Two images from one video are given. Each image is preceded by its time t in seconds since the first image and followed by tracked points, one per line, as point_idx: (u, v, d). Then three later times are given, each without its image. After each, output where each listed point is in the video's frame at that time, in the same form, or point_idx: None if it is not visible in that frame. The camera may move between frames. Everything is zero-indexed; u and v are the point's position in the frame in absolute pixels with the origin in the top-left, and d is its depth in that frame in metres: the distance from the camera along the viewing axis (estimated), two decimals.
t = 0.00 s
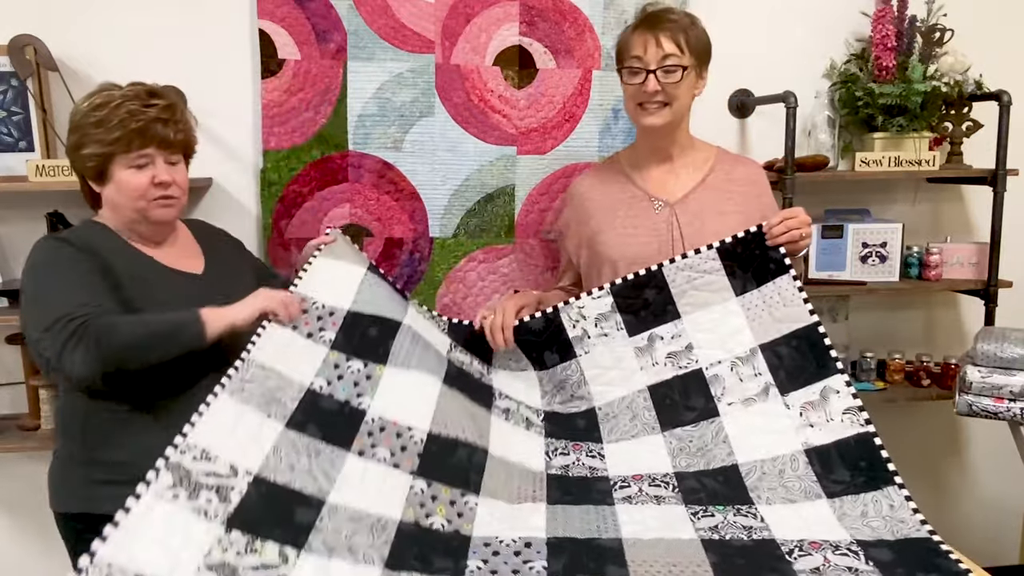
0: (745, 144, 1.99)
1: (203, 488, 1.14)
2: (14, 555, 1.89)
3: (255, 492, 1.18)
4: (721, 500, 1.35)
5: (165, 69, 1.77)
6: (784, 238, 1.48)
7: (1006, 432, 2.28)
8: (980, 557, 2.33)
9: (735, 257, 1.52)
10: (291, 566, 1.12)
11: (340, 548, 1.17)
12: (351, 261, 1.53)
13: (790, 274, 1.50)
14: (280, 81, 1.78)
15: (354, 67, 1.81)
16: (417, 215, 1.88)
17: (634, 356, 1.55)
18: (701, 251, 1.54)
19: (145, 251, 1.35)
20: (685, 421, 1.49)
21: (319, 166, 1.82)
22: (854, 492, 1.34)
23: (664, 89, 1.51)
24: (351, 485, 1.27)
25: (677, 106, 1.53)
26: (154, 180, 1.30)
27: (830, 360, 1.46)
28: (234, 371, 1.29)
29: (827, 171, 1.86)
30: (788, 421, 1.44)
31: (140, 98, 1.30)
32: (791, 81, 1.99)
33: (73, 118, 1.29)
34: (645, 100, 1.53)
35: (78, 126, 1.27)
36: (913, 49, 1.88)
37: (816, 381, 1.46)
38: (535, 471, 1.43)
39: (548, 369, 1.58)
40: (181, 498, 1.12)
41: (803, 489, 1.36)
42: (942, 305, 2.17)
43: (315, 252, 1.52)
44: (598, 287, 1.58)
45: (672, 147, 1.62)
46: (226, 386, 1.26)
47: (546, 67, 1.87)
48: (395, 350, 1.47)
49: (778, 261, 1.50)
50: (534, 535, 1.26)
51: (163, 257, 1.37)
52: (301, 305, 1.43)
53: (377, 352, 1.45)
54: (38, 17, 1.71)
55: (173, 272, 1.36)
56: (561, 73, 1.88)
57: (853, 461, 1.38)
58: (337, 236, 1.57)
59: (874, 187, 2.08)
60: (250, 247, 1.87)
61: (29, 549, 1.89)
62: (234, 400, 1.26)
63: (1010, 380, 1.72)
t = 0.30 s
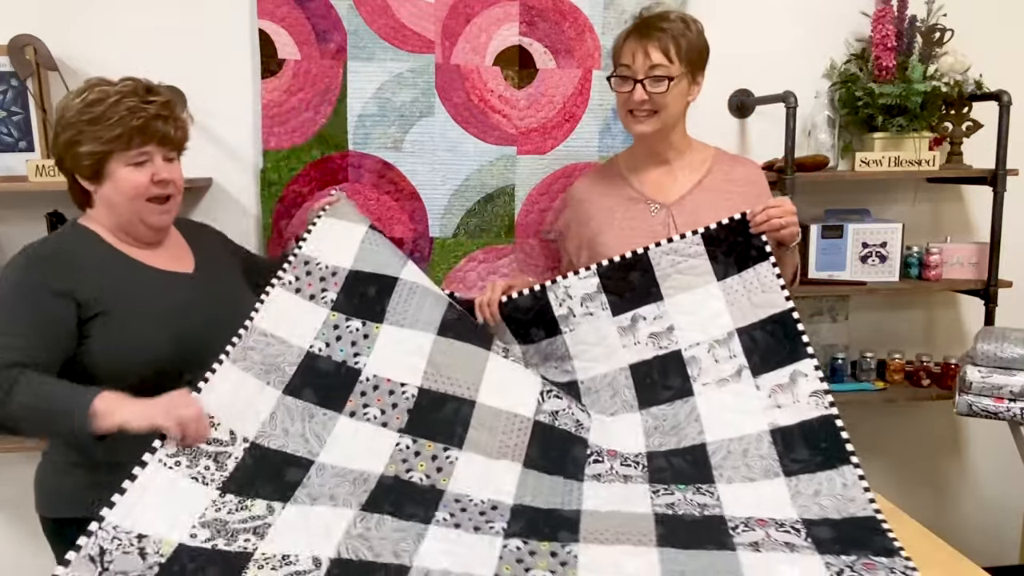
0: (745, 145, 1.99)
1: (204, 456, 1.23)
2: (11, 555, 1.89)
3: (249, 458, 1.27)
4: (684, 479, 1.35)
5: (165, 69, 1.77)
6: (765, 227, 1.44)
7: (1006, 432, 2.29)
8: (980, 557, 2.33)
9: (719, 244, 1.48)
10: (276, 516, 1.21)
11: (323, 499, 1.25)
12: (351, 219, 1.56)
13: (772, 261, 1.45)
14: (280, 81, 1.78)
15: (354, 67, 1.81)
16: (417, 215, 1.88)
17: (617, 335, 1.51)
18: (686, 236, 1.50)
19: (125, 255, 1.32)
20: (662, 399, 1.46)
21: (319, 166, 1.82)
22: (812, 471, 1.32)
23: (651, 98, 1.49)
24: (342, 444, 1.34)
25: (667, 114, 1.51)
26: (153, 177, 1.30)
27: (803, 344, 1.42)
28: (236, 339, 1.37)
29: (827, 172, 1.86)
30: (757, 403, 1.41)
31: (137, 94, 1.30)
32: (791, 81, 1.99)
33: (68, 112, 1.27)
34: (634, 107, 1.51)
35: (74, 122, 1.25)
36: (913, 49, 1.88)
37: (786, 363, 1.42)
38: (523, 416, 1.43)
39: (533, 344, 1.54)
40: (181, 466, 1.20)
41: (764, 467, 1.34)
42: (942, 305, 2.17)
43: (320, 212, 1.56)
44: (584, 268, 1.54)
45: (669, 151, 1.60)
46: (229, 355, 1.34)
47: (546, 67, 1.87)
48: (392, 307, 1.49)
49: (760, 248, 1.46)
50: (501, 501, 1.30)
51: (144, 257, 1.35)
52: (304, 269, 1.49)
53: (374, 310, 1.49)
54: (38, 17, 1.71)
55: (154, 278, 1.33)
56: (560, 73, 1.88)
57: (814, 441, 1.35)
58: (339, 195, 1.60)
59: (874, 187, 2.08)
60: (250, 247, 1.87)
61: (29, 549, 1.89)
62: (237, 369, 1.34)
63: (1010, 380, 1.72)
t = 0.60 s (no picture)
0: (745, 145, 1.99)
1: (211, 459, 1.30)
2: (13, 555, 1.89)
3: (242, 459, 1.33)
4: (635, 451, 1.40)
5: (164, 68, 1.77)
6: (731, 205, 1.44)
7: (1006, 432, 2.28)
8: (980, 557, 2.33)
9: (690, 218, 1.49)
10: (263, 508, 1.28)
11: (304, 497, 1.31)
12: (330, 188, 1.53)
13: (738, 241, 1.46)
14: (280, 81, 1.78)
15: (354, 67, 1.81)
16: (417, 215, 1.88)
17: (584, 296, 1.53)
18: (659, 207, 1.50)
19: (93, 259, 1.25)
20: (623, 364, 1.49)
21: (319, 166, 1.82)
22: (751, 448, 1.37)
23: (651, 100, 1.47)
24: (321, 440, 1.38)
25: (666, 116, 1.49)
26: (123, 180, 1.22)
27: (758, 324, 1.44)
28: (224, 329, 1.37)
29: (827, 172, 1.86)
30: (708, 377, 1.44)
31: (107, 92, 1.22)
32: (791, 81, 1.99)
33: (32, 110, 1.19)
34: (631, 109, 1.50)
35: (39, 121, 1.18)
36: (913, 49, 1.88)
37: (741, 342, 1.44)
38: (489, 410, 1.47)
39: (503, 297, 1.57)
40: (193, 470, 1.27)
41: (708, 441, 1.39)
42: (942, 305, 2.17)
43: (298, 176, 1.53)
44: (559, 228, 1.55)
45: (669, 151, 1.57)
46: (220, 349, 1.35)
47: (546, 67, 1.87)
48: (368, 290, 1.49)
49: (728, 225, 1.47)
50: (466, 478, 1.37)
51: (113, 262, 1.27)
52: (282, 243, 1.47)
53: (351, 294, 1.48)
54: (38, 17, 1.71)
55: (124, 281, 1.26)
56: (561, 73, 1.88)
57: (756, 420, 1.39)
58: (318, 154, 1.55)
59: (874, 187, 2.08)
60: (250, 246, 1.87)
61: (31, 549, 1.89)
62: (227, 362, 1.35)
63: (1010, 380, 1.72)
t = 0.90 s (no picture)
0: (745, 145, 1.99)
1: (213, 439, 1.25)
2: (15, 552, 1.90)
3: (237, 437, 1.28)
4: (606, 432, 1.38)
5: (164, 68, 1.77)
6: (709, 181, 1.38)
7: (1006, 432, 2.28)
8: (980, 557, 2.33)
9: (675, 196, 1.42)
10: (260, 501, 1.26)
11: (298, 484, 1.29)
12: (314, 160, 1.48)
13: (715, 220, 1.39)
14: (280, 81, 1.78)
15: (354, 67, 1.81)
16: (417, 215, 1.88)
17: (563, 265, 1.48)
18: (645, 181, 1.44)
19: (69, 266, 1.20)
20: (597, 336, 1.44)
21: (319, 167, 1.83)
22: (711, 434, 1.34)
23: (649, 102, 1.41)
24: (312, 415, 1.34)
25: (667, 119, 1.43)
26: (100, 183, 1.17)
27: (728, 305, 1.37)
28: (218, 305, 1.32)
29: (827, 172, 1.86)
30: (676, 357, 1.39)
31: (84, 92, 1.17)
32: (791, 82, 1.99)
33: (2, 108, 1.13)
34: (630, 109, 1.44)
35: (10, 120, 1.12)
36: (913, 49, 1.88)
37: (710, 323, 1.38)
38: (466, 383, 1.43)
39: (487, 258, 1.53)
40: (198, 451, 1.22)
41: (673, 424, 1.36)
42: (942, 305, 2.17)
43: (277, 146, 1.46)
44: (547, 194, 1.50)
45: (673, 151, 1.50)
46: (218, 327, 1.30)
47: (546, 67, 1.87)
48: (353, 265, 1.44)
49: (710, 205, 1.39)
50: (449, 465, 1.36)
51: (91, 266, 1.23)
52: (267, 214, 1.40)
53: (334, 268, 1.43)
54: (38, 17, 1.71)
55: (102, 287, 1.21)
56: (561, 73, 1.88)
57: (719, 404, 1.34)
58: (298, 125, 1.49)
59: (874, 187, 2.08)
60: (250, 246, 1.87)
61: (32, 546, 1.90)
62: (223, 339, 1.30)
63: (1010, 380, 1.72)
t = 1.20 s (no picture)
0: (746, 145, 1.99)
1: (206, 424, 1.26)
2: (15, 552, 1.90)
3: (233, 422, 1.28)
4: (598, 425, 1.33)
5: (163, 68, 1.76)
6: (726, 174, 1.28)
7: (1007, 432, 2.28)
8: (980, 557, 2.34)
9: (689, 188, 1.36)
10: (259, 487, 1.26)
11: (296, 470, 1.30)
12: (309, 150, 1.46)
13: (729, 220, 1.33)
14: (280, 81, 1.78)
15: (354, 67, 1.81)
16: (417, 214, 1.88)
17: (574, 249, 1.42)
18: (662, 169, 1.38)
19: (60, 267, 1.20)
20: (598, 324, 1.38)
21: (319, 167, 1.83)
22: (700, 437, 1.30)
23: (657, 97, 1.39)
24: (308, 400, 1.34)
25: (677, 115, 1.39)
26: (81, 181, 1.16)
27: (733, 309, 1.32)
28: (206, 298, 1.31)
29: (828, 172, 1.86)
30: (675, 354, 1.33)
31: (66, 89, 1.17)
32: (791, 82, 1.99)
33: None
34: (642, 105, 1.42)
35: None
36: (913, 49, 1.88)
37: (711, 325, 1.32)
38: (460, 367, 1.41)
39: (502, 235, 1.49)
40: (190, 436, 1.23)
41: (664, 421, 1.31)
42: (942, 305, 2.17)
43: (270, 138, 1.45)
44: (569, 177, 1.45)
45: (689, 150, 1.45)
46: (207, 318, 1.30)
47: (546, 67, 1.87)
48: (347, 257, 1.43)
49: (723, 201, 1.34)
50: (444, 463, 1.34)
51: (82, 267, 1.23)
52: (260, 205, 1.39)
53: (329, 258, 1.42)
54: (38, 17, 1.71)
55: (93, 286, 1.21)
56: (560, 73, 1.88)
57: (711, 405, 1.30)
58: (291, 115, 1.47)
59: (874, 187, 2.08)
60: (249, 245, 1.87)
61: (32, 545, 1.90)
62: (214, 330, 1.30)
63: (1010, 380, 1.72)
